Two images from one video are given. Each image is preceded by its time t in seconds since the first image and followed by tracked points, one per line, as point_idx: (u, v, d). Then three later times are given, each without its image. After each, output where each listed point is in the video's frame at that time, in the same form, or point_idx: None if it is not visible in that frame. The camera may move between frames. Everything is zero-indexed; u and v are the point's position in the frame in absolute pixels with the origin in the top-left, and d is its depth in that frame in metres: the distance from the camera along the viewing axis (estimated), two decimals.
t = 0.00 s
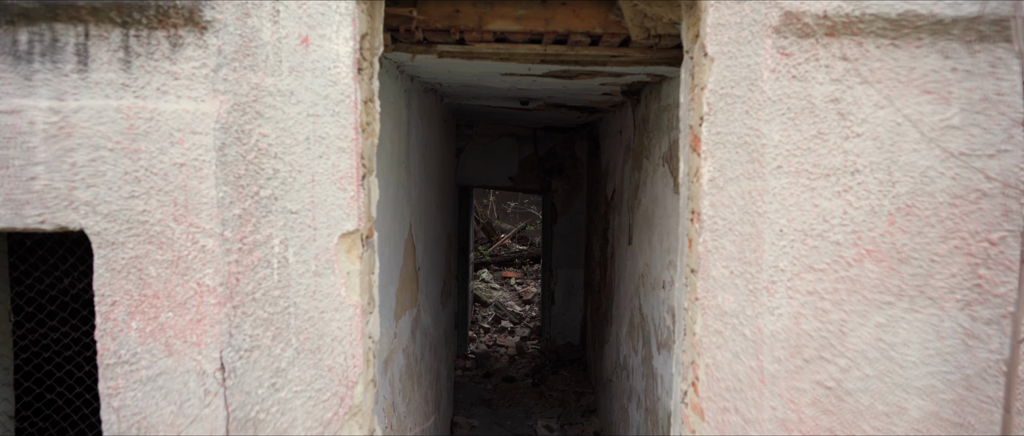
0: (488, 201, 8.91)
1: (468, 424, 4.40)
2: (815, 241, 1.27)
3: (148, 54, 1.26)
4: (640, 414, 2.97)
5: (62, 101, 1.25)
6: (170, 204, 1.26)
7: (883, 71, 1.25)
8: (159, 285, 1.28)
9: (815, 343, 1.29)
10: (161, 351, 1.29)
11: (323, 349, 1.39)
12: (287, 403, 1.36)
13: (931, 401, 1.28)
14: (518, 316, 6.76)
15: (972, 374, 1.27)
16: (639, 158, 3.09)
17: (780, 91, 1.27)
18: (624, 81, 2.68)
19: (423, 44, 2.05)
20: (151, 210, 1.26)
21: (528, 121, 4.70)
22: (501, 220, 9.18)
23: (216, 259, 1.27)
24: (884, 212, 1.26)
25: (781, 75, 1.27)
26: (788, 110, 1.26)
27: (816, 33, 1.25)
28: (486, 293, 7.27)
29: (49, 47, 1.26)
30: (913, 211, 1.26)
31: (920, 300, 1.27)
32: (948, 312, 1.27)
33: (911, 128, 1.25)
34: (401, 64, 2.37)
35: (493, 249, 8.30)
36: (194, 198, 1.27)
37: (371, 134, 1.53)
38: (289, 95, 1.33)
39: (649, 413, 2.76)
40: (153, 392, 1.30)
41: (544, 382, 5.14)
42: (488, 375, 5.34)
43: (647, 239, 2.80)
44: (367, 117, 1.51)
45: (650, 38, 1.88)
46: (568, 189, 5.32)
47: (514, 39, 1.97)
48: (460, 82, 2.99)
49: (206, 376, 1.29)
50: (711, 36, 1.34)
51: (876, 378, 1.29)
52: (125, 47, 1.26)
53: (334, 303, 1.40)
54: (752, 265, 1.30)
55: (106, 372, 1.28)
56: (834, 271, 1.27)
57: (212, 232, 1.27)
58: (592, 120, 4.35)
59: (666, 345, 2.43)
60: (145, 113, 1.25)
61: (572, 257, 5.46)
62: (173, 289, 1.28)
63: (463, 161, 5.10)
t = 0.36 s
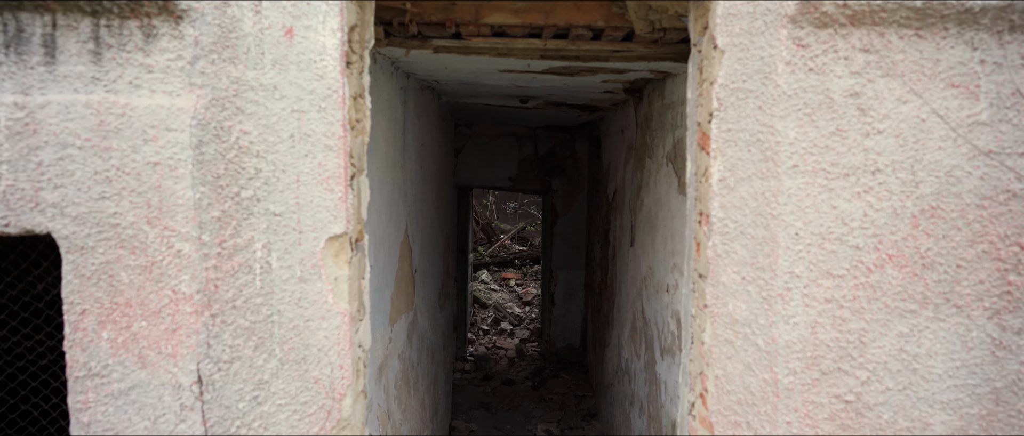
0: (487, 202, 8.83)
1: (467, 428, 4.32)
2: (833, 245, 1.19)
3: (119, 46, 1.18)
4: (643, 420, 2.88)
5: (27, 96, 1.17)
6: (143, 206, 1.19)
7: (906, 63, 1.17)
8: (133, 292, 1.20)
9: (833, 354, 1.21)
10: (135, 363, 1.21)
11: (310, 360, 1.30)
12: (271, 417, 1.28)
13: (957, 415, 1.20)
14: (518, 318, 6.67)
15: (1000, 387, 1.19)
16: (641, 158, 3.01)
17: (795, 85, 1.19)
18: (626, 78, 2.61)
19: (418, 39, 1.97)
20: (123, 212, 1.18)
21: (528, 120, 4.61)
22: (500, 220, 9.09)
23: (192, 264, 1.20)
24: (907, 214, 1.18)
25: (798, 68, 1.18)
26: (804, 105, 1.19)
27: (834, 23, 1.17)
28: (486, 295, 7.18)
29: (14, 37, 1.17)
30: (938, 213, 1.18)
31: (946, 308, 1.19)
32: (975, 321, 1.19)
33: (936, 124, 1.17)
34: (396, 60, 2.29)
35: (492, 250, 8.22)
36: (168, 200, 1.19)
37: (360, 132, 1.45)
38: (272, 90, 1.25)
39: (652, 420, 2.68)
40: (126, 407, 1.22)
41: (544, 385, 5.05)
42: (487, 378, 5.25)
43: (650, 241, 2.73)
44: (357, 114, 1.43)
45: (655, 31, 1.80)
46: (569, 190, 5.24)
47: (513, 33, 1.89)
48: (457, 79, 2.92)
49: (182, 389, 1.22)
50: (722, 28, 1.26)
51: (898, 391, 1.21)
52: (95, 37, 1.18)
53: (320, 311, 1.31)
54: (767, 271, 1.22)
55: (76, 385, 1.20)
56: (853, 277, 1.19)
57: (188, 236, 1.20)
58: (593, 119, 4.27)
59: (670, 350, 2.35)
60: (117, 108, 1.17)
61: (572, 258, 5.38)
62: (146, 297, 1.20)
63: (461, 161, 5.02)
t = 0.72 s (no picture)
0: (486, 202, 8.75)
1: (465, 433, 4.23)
2: (854, 251, 1.10)
3: (81, 34, 1.09)
4: (645, 429, 2.79)
5: None
6: (108, 208, 1.09)
7: (934, 53, 1.08)
8: (96, 302, 1.10)
9: (853, 368, 1.12)
10: (99, 379, 1.12)
11: (290, 373, 1.23)
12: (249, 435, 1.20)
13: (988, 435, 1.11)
14: (518, 320, 6.58)
15: None
16: (643, 157, 2.91)
17: (814, 77, 1.10)
18: (628, 75, 2.53)
19: (411, 32, 1.88)
20: (85, 215, 1.09)
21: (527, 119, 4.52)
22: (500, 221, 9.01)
23: (161, 271, 1.10)
24: (935, 216, 1.09)
25: (815, 58, 1.09)
26: (823, 99, 1.10)
27: (856, 10, 1.08)
28: (485, 296, 7.09)
29: None
30: (968, 216, 1.09)
31: (977, 319, 1.10)
32: (1008, 333, 1.10)
33: (967, 120, 1.08)
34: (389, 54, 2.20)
35: (491, 251, 8.14)
36: (133, 202, 1.09)
37: (344, 129, 1.35)
38: (249, 83, 1.16)
39: (655, 429, 2.58)
40: (90, 426, 1.13)
41: (543, 388, 4.96)
42: (485, 381, 5.16)
43: (652, 243, 2.64)
44: (341, 109, 1.33)
45: (659, 24, 1.71)
46: (569, 190, 5.14)
47: (510, 26, 1.80)
48: (453, 76, 2.84)
49: (150, 407, 1.12)
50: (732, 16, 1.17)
51: (924, 409, 1.12)
52: (56, 25, 1.09)
53: (301, 321, 1.24)
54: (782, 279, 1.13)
55: (34, 402, 1.10)
56: (877, 285, 1.10)
57: (156, 240, 1.09)
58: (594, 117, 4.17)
59: (674, 357, 2.26)
60: (80, 102, 1.08)
61: (572, 259, 5.28)
62: (111, 307, 1.10)
63: (460, 160, 4.93)
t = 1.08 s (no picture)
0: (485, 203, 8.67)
1: None
2: (877, 258, 1.01)
3: (35, 22, 1.00)
4: None
5: None
6: (64, 213, 1.01)
7: (965, 44, 0.99)
8: (53, 314, 1.02)
9: (875, 387, 1.03)
10: (55, 397, 1.03)
11: (266, 390, 1.14)
12: None
13: None
14: (517, 322, 6.49)
15: None
16: (645, 157, 2.82)
17: (834, 70, 1.01)
18: (629, 72, 2.44)
19: (402, 25, 1.79)
20: (41, 219, 1.00)
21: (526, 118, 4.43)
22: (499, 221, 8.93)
23: (123, 280, 1.02)
24: (966, 221, 1.00)
25: (835, 49, 1.00)
26: (844, 94, 1.01)
27: None
28: (483, 298, 7.00)
29: None
30: (1003, 220, 1.00)
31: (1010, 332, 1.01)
32: None
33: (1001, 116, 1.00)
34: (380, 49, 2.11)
35: (490, 252, 8.05)
36: (92, 207, 1.01)
37: (326, 127, 1.27)
38: (221, 76, 1.07)
39: None
40: None
41: (542, 392, 4.87)
42: (483, 385, 5.07)
43: (654, 246, 2.56)
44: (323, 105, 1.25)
45: (663, 16, 1.62)
46: (568, 190, 5.05)
47: (506, 19, 1.71)
48: (449, 74, 2.75)
49: (111, 428, 1.04)
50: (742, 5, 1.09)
51: (953, 430, 1.03)
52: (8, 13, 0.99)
53: (279, 333, 1.15)
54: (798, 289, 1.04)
55: None
56: (901, 296, 1.01)
57: (117, 248, 1.02)
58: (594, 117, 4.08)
59: (677, 365, 2.18)
60: (34, 96, 1.00)
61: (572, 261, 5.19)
62: (67, 320, 1.02)
63: (458, 160, 4.84)
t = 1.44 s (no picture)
0: (484, 203, 8.60)
1: None
2: (903, 265, 0.93)
3: None
4: None
5: None
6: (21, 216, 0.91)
7: (998, 34, 0.91)
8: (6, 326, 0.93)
9: (902, 405, 0.94)
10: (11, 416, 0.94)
11: (243, 405, 1.07)
12: None
13: None
14: (516, 324, 6.41)
15: None
16: (648, 156, 2.74)
17: (855, 61, 0.93)
18: (631, 68, 2.36)
19: (394, 18, 1.72)
20: None
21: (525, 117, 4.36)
22: (498, 222, 8.86)
23: (85, 289, 0.93)
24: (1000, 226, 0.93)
25: (858, 38, 0.92)
26: (868, 87, 0.93)
27: None
28: (483, 300, 6.92)
29: None
30: None
31: None
32: None
33: None
34: (371, 43, 2.03)
35: (490, 253, 7.98)
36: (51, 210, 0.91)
37: (309, 124, 1.19)
38: (193, 69, 1.00)
39: None
40: None
41: (542, 396, 4.79)
42: (482, 388, 4.99)
43: (657, 247, 2.48)
44: (305, 101, 1.17)
45: (668, 8, 1.55)
46: (568, 191, 4.97)
47: (503, 12, 1.64)
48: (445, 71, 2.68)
49: None
50: None
51: None
52: None
53: (257, 345, 1.09)
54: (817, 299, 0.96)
55: None
56: (930, 307, 0.93)
57: (78, 254, 0.92)
58: (595, 115, 4.00)
59: (682, 372, 2.09)
60: None
61: (572, 262, 5.11)
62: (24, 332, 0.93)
63: (456, 160, 4.76)
